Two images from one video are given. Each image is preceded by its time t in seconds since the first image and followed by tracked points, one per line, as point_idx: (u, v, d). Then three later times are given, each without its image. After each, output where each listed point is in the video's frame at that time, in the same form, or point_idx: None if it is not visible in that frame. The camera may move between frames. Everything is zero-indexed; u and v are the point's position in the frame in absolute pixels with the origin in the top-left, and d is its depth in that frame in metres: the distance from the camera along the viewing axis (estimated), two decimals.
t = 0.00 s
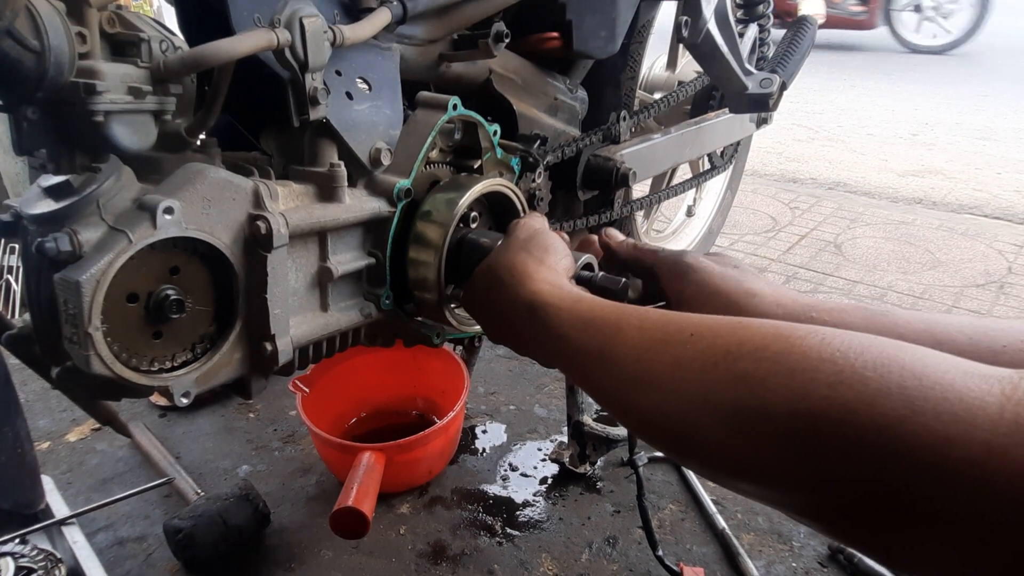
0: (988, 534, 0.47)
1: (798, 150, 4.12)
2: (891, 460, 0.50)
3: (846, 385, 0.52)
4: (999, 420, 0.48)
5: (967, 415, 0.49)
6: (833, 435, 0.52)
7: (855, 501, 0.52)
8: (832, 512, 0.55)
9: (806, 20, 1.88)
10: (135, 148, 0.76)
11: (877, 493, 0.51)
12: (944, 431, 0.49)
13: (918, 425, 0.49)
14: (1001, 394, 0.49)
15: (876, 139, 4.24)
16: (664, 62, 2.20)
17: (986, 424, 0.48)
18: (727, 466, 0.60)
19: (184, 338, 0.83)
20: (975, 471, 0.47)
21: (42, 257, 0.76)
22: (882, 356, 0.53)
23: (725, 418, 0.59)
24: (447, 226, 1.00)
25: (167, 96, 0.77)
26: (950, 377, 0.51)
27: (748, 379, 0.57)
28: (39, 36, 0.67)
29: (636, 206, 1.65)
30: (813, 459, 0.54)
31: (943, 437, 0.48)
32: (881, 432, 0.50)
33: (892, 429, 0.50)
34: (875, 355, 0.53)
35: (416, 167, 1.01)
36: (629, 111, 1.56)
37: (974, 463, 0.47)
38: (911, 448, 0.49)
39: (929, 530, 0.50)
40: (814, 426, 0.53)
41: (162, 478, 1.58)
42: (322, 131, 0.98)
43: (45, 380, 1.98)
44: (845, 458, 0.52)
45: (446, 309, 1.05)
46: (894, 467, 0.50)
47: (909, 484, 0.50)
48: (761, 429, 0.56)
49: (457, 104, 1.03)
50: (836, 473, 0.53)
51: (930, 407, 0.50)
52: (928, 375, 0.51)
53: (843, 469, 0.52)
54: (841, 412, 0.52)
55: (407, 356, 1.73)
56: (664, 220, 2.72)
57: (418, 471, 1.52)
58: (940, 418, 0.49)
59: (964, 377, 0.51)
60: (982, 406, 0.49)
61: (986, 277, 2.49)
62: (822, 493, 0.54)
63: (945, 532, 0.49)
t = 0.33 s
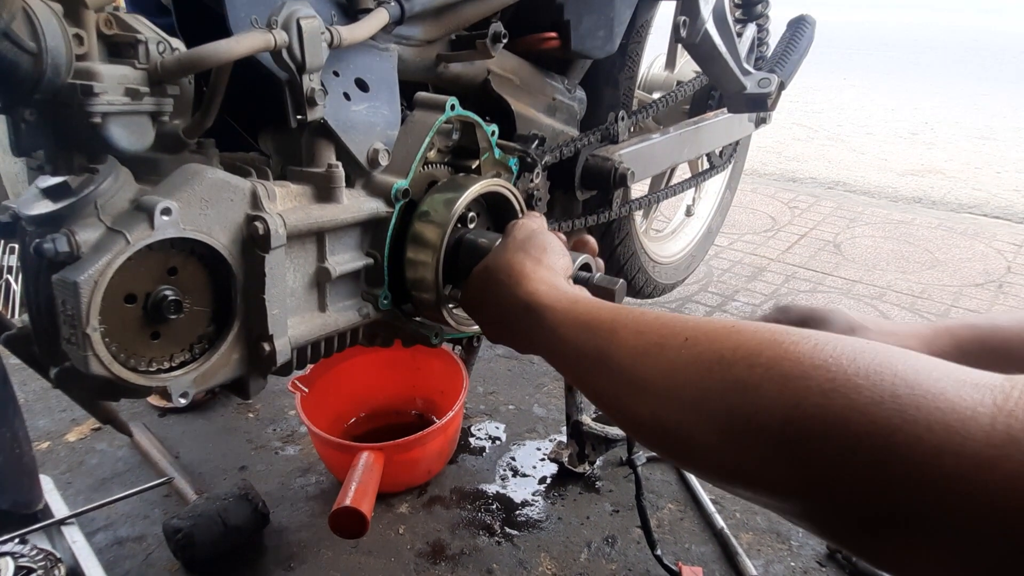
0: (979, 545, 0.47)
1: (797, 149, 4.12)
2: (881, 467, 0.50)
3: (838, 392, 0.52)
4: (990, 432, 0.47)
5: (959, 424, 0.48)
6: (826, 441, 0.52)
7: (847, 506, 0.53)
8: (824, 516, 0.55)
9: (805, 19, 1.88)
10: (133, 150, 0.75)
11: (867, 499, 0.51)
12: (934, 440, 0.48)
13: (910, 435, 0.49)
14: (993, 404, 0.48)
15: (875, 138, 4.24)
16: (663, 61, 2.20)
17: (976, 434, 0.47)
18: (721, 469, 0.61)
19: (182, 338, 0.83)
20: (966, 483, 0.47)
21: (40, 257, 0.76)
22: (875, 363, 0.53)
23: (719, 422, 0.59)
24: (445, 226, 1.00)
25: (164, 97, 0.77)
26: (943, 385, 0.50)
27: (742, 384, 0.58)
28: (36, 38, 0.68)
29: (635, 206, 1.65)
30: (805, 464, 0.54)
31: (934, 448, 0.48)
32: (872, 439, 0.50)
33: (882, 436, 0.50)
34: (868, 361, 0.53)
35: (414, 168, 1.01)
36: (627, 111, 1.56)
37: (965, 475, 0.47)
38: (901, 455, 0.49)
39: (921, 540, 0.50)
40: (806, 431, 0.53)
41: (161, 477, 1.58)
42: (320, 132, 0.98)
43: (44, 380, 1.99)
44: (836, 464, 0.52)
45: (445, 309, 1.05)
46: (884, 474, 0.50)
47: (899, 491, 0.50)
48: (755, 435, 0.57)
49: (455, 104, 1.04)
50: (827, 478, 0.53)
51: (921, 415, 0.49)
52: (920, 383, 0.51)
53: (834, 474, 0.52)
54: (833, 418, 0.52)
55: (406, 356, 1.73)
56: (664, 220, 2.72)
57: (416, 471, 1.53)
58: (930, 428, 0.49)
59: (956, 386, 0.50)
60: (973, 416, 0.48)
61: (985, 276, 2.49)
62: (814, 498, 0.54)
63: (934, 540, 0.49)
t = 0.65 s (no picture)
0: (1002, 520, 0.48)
1: (797, 148, 4.12)
2: (903, 446, 0.50)
3: (859, 372, 0.53)
4: (1012, 409, 0.48)
5: (981, 401, 0.49)
6: (846, 421, 0.53)
7: (867, 485, 0.53)
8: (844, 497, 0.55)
9: (806, 18, 1.88)
10: (134, 149, 0.76)
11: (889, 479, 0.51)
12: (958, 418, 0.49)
13: (933, 412, 0.50)
14: (1015, 380, 0.49)
15: (875, 137, 4.24)
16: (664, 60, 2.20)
17: (1002, 412, 0.48)
18: (736, 453, 0.61)
19: (183, 337, 0.83)
20: (989, 459, 0.48)
21: (41, 257, 0.76)
22: (895, 344, 0.53)
23: (734, 404, 0.59)
24: (446, 225, 1.00)
25: (165, 96, 0.77)
26: (964, 362, 0.51)
27: (759, 366, 0.58)
28: (37, 37, 0.68)
29: (635, 205, 1.65)
30: (824, 446, 0.54)
31: (958, 425, 0.49)
32: (894, 418, 0.51)
33: (904, 415, 0.50)
34: (886, 339, 0.54)
35: (414, 167, 1.01)
36: (628, 109, 1.56)
37: (988, 451, 0.48)
38: (923, 433, 0.50)
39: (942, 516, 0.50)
40: (825, 412, 0.54)
41: (162, 476, 1.58)
42: (320, 131, 0.98)
43: (45, 379, 1.99)
44: (856, 444, 0.52)
45: (445, 308, 1.05)
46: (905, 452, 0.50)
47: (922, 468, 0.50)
48: (772, 417, 0.57)
49: (455, 104, 1.04)
50: (846, 458, 0.53)
51: (943, 393, 0.50)
52: (944, 363, 0.51)
53: (855, 454, 0.53)
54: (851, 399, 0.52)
55: (408, 355, 1.73)
56: (664, 219, 2.72)
57: (418, 470, 1.53)
58: (953, 405, 0.49)
59: (976, 363, 0.51)
60: (998, 393, 0.49)
61: (985, 275, 2.49)
62: (834, 478, 0.55)
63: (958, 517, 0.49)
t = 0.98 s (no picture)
0: None
1: (798, 146, 4.11)
2: (924, 427, 0.50)
3: (883, 350, 0.52)
4: None
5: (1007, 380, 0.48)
6: (867, 403, 0.52)
7: (888, 467, 0.52)
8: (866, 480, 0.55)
9: (807, 15, 1.87)
10: (135, 145, 0.76)
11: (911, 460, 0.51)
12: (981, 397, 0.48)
13: (956, 392, 0.49)
14: None
15: (876, 135, 4.23)
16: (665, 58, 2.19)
17: None
18: (754, 438, 0.61)
19: (184, 334, 0.83)
20: (1017, 438, 0.47)
21: (42, 254, 0.76)
22: (919, 325, 0.53)
23: (753, 389, 0.59)
24: (448, 222, 0.99)
25: (167, 92, 0.77)
26: (989, 341, 0.50)
27: (778, 347, 0.58)
28: (38, 32, 0.67)
29: (636, 202, 1.65)
30: (845, 428, 0.54)
31: (983, 403, 0.48)
32: (916, 400, 0.50)
33: (926, 396, 0.50)
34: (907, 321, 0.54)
35: (416, 164, 1.01)
36: (629, 107, 1.55)
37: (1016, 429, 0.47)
38: (946, 412, 0.49)
39: (967, 495, 0.50)
40: (845, 395, 0.53)
41: (163, 475, 1.58)
42: (321, 128, 0.97)
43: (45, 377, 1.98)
44: (878, 426, 0.52)
45: (446, 306, 1.05)
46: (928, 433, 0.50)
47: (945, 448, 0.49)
48: (792, 400, 0.56)
49: (457, 101, 1.04)
50: (867, 441, 0.53)
51: (966, 373, 0.49)
52: (968, 343, 0.51)
53: (877, 436, 0.52)
54: (871, 380, 0.52)
55: (409, 353, 1.73)
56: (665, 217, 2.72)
57: (419, 468, 1.52)
58: (977, 385, 0.49)
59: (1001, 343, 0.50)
60: None
61: (986, 273, 2.49)
62: (855, 462, 0.54)
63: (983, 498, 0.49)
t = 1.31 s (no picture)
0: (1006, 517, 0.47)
1: (795, 144, 4.11)
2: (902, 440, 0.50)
3: (859, 364, 0.52)
4: (1016, 404, 0.47)
5: (983, 395, 0.48)
6: (845, 415, 0.52)
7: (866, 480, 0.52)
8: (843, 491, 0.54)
9: (800, 13, 1.86)
10: (116, 147, 0.75)
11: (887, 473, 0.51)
12: (958, 413, 0.48)
13: (934, 407, 0.49)
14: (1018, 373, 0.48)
15: (873, 132, 4.23)
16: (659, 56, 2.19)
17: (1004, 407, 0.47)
18: (733, 447, 0.60)
19: (169, 336, 0.82)
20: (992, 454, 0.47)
21: (23, 256, 0.75)
22: (897, 336, 0.53)
23: (733, 399, 0.58)
24: (436, 222, 0.99)
25: (148, 93, 0.77)
26: (967, 354, 0.50)
27: (757, 357, 0.57)
28: (16, 33, 0.66)
29: (629, 201, 1.65)
30: (823, 440, 0.53)
31: (961, 419, 0.48)
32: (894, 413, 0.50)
33: (903, 410, 0.50)
34: (886, 332, 0.53)
35: (404, 164, 1.01)
36: (621, 105, 1.55)
37: (990, 446, 0.47)
38: (922, 427, 0.49)
39: (943, 509, 0.50)
40: (823, 406, 0.53)
41: (155, 476, 1.57)
42: (308, 127, 0.97)
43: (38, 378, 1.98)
44: (855, 438, 0.52)
45: (435, 306, 1.05)
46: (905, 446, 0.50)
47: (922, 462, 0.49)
48: (771, 411, 0.56)
49: (445, 100, 1.03)
50: (845, 452, 0.53)
51: (943, 387, 0.49)
52: (946, 356, 0.50)
53: (854, 448, 0.52)
54: (849, 392, 0.52)
55: (402, 352, 1.73)
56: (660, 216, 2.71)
57: (412, 468, 1.52)
58: (954, 399, 0.49)
59: (979, 356, 0.50)
60: (1001, 388, 0.48)
61: (982, 271, 2.49)
62: (833, 472, 0.54)
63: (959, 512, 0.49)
